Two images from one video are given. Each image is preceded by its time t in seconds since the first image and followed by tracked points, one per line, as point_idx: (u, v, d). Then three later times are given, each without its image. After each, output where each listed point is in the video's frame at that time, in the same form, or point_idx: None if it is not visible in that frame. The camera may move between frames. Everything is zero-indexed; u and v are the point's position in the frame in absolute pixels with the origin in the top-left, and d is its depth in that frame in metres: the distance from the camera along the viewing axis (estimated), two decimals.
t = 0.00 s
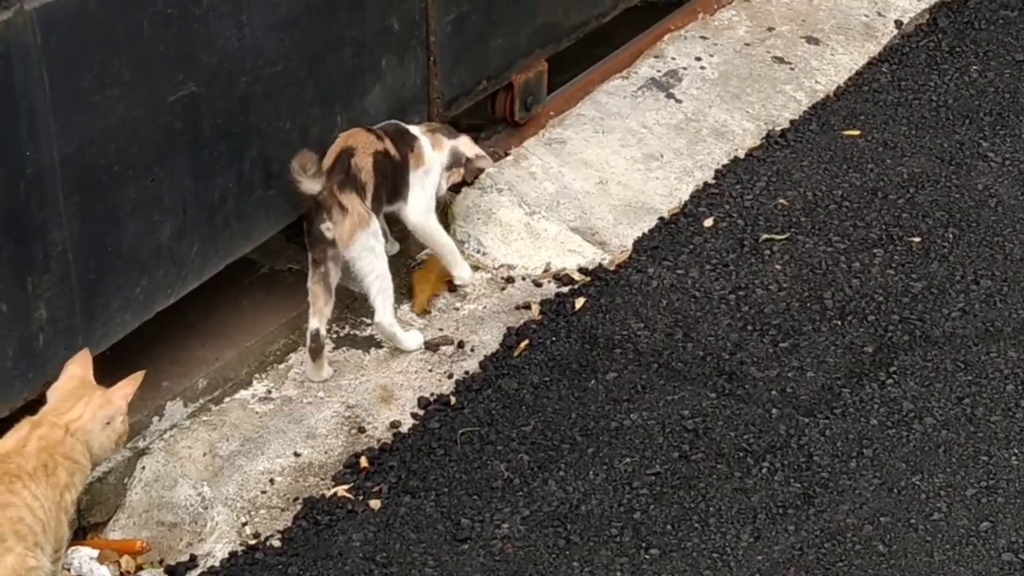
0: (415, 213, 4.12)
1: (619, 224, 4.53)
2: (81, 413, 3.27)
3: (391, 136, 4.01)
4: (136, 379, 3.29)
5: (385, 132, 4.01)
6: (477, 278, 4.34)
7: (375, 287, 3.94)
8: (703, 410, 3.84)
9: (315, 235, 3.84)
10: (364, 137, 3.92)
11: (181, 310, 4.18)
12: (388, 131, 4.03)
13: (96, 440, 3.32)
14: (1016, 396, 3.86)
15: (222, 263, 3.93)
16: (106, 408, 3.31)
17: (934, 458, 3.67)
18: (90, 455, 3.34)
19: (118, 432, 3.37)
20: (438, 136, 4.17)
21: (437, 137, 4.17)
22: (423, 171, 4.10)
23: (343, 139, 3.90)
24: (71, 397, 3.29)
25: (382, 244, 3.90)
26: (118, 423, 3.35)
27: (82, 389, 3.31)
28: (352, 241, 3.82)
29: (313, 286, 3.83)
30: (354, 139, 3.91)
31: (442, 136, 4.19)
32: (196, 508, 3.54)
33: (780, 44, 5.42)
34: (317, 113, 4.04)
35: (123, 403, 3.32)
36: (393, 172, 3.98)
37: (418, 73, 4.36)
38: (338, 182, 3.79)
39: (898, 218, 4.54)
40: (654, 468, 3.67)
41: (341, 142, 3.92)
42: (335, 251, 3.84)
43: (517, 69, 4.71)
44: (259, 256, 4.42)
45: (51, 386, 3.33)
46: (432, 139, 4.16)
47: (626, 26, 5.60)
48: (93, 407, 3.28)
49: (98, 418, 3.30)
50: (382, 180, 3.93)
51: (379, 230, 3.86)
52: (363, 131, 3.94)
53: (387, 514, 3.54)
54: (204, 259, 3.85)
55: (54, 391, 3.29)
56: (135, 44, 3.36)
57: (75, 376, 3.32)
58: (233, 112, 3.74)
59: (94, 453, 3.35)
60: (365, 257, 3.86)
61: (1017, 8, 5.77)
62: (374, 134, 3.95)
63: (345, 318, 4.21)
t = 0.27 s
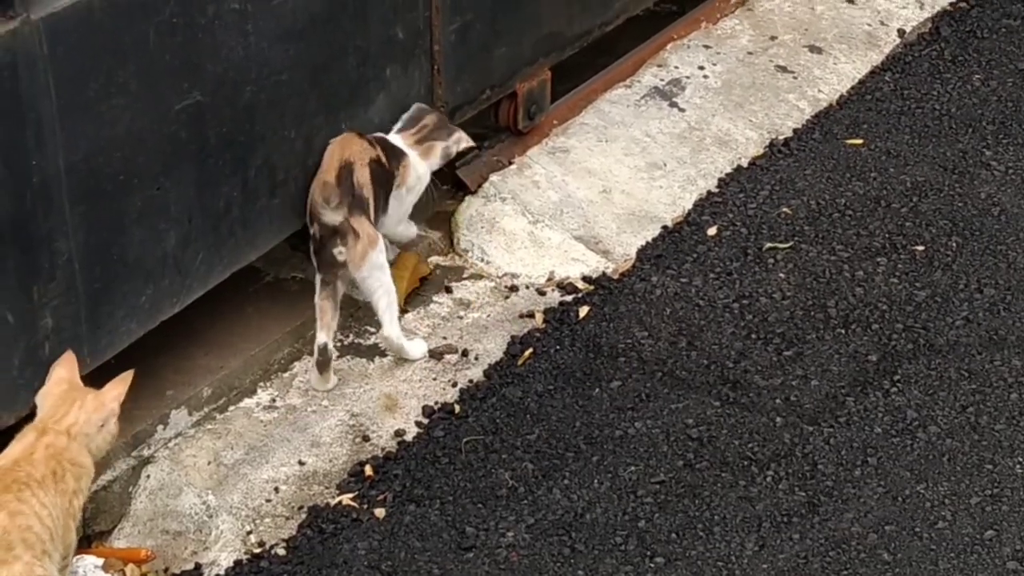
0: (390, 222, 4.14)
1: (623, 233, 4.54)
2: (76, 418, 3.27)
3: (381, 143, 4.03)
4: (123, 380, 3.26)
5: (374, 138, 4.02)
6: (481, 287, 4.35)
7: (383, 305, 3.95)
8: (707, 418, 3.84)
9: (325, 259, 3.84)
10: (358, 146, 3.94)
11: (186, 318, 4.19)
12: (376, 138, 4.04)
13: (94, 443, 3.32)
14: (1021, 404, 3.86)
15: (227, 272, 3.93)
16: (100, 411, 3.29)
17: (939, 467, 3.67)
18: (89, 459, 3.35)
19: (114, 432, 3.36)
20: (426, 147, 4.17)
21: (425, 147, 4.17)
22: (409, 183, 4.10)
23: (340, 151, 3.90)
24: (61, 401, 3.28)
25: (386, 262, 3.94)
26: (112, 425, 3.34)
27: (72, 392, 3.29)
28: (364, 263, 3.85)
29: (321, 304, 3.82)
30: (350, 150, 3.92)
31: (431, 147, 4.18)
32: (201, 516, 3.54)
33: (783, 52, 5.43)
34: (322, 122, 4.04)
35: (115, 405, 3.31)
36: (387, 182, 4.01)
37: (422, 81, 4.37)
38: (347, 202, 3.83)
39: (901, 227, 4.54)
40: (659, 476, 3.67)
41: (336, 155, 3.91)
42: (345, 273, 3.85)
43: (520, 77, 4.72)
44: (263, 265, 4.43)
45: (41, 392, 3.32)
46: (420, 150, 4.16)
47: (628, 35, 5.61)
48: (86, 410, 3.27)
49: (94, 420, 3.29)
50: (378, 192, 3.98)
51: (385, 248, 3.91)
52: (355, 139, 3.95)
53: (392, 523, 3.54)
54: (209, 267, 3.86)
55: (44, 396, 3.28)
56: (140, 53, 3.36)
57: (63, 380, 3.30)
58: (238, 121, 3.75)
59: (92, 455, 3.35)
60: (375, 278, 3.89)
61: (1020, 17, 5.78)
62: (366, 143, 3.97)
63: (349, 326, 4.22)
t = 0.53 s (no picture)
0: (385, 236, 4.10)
1: (623, 237, 4.54)
2: (74, 422, 3.27)
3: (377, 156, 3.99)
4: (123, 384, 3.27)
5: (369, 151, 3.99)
6: (480, 291, 4.35)
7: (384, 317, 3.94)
8: (707, 423, 3.84)
9: (332, 278, 3.80)
10: (357, 161, 3.90)
11: (185, 323, 4.18)
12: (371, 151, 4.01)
13: (89, 447, 3.32)
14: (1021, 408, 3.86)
15: (226, 276, 3.93)
16: (97, 415, 3.29)
17: (939, 471, 3.67)
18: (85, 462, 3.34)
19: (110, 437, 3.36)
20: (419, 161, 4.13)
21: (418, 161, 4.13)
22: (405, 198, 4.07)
23: (340, 167, 3.86)
24: (60, 405, 3.26)
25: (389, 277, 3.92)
26: (109, 429, 3.34)
27: (70, 397, 3.28)
28: (371, 281, 3.82)
29: (325, 319, 3.79)
30: (349, 167, 3.88)
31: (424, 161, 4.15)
32: (200, 521, 3.54)
33: (782, 56, 5.44)
34: (322, 126, 4.04)
35: (113, 409, 3.31)
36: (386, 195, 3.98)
37: (422, 86, 4.37)
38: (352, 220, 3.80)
39: (901, 231, 4.54)
40: (658, 480, 3.67)
41: (336, 171, 3.88)
42: (351, 291, 3.83)
43: (520, 82, 4.72)
44: (262, 269, 4.43)
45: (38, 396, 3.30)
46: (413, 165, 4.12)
47: (628, 40, 5.61)
48: (84, 414, 3.27)
49: (91, 424, 3.29)
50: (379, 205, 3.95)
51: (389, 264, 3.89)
52: (353, 154, 3.91)
53: (391, 527, 3.54)
54: (208, 272, 3.85)
55: (42, 400, 3.27)
56: (139, 58, 3.36)
57: (62, 385, 3.28)
58: (238, 125, 3.75)
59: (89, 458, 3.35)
60: (381, 294, 3.88)
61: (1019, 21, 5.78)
62: (364, 157, 3.93)
63: (349, 331, 4.21)
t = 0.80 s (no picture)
0: (388, 232, 4.08)
1: (624, 239, 4.54)
2: (76, 425, 3.26)
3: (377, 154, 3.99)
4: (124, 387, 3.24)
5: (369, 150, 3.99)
6: (482, 293, 4.35)
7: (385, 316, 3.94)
8: (709, 425, 3.84)
9: (332, 278, 3.80)
10: (357, 161, 3.91)
11: (187, 326, 4.19)
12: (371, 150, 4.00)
13: (93, 449, 3.31)
14: None
15: (228, 279, 3.93)
16: (100, 417, 3.28)
17: (940, 474, 3.67)
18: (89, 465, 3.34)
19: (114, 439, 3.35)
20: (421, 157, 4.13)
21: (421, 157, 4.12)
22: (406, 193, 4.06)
23: (339, 166, 3.87)
24: (62, 407, 3.27)
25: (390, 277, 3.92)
26: (111, 432, 3.33)
27: (73, 399, 3.29)
28: (371, 281, 3.82)
29: (326, 318, 3.81)
30: (349, 166, 3.88)
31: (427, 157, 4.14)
32: (202, 524, 3.54)
33: (784, 59, 5.44)
34: (323, 129, 4.04)
35: (116, 411, 3.29)
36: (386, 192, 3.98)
37: (423, 88, 4.37)
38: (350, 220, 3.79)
39: (903, 234, 4.54)
40: (660, 483, 3.67)
41: (336, 171, 3.88)
42: (352, 291, 3.83)
43: (522, 84, 4.72)
44: (263, 272, 4.43)
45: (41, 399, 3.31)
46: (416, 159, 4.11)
47: (629, 42, 5.61)
48: (86, 417, 3.26)
49: (94, 427, 3.28)
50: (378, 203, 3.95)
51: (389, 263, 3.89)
52: (352, 154, 3.91)
53: (392, 530, 3.54)
54: (210, 274, 3.85)
55: (44, 403, 3.27)
56: (141, 61, 3.36)
57: (64, 388, 3.30)
58: (239, 128, 3.75)
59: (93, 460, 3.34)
60: (382, 293, 3.87)
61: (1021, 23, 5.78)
62: (365, 156, 3.93)
63: (350, 333, 4.22)
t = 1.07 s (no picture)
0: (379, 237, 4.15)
1: (628, 239, 4.54)
2: (80, 422, 3.27)
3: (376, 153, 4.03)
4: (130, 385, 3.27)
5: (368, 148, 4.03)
6: (486, 293, 4.35)
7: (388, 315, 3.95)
8: (713, 425, 3.84)
9: (333, 278, 3.83)
10: (355, 158, 3.94)
11: (191, 325, 4.19)
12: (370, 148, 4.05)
13: (98, 447, 3.32)
14: None
15: (233, 277, 3.94)
16: (105, 415, 3.30)
17: (944, 473, 3.67)
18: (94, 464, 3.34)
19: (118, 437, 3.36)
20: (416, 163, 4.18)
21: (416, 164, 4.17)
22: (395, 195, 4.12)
23: (338, 164, 3.91)
24: (67, 406, 3.28)
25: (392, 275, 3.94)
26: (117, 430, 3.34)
27: (77, 398, 3.30)
28: (373, 280, 3.84)
29: (328, 317, 3.81)
30: (348, 165, 3.92)
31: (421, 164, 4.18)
32: (206, 522, 3.54)
33: (787, 59, 5.43)
34: (328, 128, 4.05)
35: (121, 409, 3.31)
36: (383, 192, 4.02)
37: (427, 88, 4.38)
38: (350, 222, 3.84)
39: (907, 233, 4.54)
40: (664, 482, 3.67)
41: (335, 170, 3.92)
42: (354, 290, 3.85)
43: (525, 84, 4.73)
44: (267, 271, 4.43)
45: (45, 398, 3.33)
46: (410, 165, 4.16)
47: (633, 42, 5.61)
48: (92, 415, 3.28)
49: (98, 425, 3.29)
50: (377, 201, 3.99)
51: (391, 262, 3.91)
52: (351, 152, 3.95)
53: (396, 529, 3.54)
54: (214, 273, 3.86)
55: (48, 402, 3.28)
56: (146, 60, 3.37)
57: (69, 386, 3.31)
58: (244, 127, 3.75)
59: (99, 460, 3.35)
60: (383, 293, 3.89)
61: None
62: (363, 153, 3.97)
63: (354, 332, 4.22)
